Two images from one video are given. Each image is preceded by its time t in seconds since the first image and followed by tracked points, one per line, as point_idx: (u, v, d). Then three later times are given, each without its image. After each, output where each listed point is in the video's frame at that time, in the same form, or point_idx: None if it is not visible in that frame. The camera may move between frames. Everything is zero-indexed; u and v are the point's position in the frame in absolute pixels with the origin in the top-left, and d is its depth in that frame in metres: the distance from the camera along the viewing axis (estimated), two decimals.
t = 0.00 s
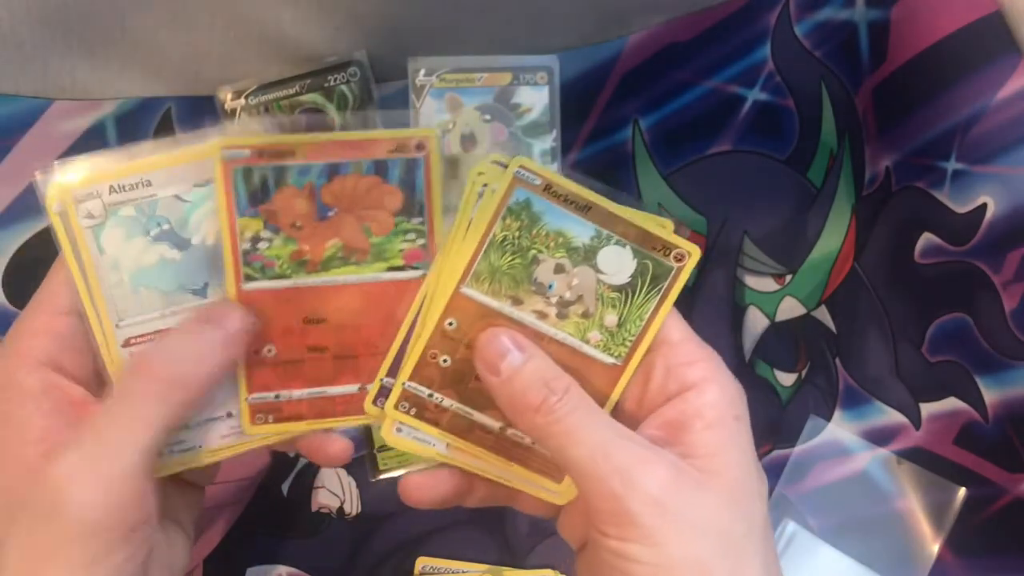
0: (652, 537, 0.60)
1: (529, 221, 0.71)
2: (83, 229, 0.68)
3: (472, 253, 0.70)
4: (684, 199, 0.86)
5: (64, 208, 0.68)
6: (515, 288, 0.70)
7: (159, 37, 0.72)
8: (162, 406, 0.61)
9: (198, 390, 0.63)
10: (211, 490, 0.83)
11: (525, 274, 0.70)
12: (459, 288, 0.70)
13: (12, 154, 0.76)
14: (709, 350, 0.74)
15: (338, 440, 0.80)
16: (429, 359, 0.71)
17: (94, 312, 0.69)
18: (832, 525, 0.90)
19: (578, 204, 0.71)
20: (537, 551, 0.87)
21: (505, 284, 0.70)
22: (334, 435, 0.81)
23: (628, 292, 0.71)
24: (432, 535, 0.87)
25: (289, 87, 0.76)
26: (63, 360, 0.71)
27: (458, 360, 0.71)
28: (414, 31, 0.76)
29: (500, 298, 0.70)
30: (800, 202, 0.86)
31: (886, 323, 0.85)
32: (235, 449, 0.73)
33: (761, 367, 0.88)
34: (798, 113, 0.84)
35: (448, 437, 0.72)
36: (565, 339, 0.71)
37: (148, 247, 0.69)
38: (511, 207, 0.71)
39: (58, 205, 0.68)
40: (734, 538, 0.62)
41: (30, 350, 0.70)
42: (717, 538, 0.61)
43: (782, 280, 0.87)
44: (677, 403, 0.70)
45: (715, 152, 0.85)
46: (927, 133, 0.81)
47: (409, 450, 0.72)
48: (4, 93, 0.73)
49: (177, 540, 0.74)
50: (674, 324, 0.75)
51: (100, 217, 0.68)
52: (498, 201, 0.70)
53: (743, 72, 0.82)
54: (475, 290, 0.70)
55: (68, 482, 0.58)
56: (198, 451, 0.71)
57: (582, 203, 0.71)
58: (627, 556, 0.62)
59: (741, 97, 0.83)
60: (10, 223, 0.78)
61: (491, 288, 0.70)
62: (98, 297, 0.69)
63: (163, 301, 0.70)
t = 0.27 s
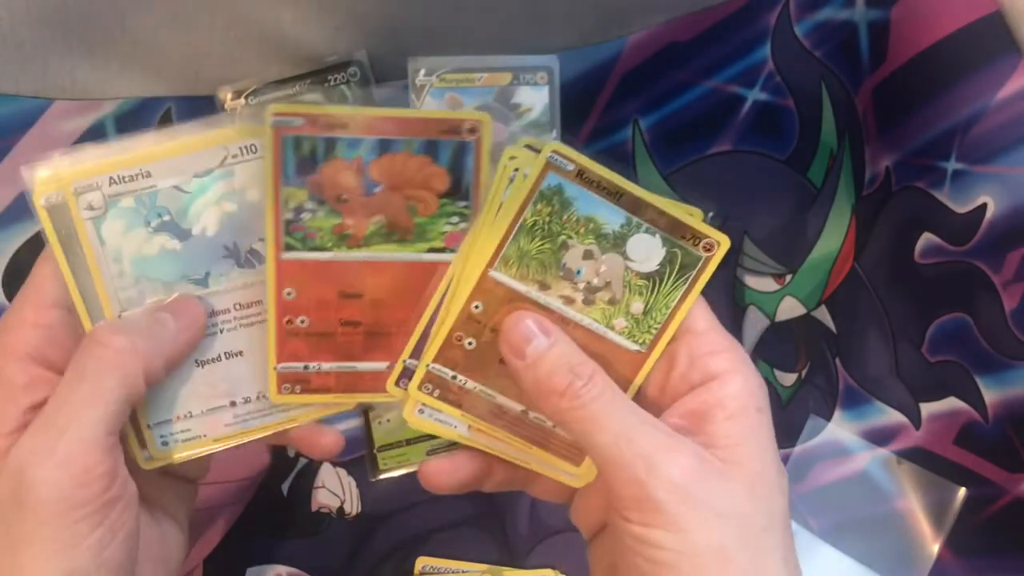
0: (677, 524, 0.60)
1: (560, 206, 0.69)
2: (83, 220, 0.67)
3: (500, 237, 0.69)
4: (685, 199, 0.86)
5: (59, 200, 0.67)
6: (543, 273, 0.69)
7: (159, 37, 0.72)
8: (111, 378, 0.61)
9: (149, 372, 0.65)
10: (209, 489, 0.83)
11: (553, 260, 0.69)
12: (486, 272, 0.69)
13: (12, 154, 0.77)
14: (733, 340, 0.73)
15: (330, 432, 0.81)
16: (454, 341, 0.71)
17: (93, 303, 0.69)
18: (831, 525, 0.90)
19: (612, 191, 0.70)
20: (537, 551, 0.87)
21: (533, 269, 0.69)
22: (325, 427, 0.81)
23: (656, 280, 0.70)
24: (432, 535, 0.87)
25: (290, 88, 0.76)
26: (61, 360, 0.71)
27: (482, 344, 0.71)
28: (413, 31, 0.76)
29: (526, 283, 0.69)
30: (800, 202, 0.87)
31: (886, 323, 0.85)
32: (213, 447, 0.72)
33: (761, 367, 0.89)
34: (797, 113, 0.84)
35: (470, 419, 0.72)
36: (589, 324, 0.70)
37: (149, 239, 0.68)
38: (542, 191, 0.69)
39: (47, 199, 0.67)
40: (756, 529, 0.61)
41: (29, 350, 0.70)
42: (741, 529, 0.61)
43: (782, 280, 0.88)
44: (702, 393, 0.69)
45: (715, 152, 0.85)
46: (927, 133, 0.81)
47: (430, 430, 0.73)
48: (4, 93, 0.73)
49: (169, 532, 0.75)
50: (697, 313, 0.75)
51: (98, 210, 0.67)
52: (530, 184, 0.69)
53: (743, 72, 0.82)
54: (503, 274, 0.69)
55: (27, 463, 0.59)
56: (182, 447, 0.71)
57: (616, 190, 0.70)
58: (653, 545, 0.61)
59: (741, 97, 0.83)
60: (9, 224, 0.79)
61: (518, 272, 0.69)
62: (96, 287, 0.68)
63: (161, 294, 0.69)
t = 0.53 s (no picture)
0: (689, 524, 0.60)
1: (567, 203, 0.68)
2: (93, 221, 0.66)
3: (505, 235, 0.68)
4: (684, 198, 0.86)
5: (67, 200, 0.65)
6: (548, 271, 0.68)
7: (159, 36, 0.73)
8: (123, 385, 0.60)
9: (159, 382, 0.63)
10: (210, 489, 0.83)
11: (559, 257, 0.68)
12: (491, 269, 0.68)
13: (11, 156, 0.75)
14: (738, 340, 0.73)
15: (324, 438, 0.79)
16: (456, 339, 0.69)
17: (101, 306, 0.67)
18: (831, 525, 0.90)
19: (620, 189, 0.68)
20: (537, 551, 0.87)
21: (538, 267, 0.68)
22: (319, 434, 0.80)
23: (663, 278, 0.69)
24: (432, 535, 0.87)
25: (289, 87, 0.75)
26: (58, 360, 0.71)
27: (487, 344, 0.69)
28: (413, 31, 0.77)
29: (532, 280, 0.68)
30: (800, 202, 0.86)
31: (886, 323, 0.85)
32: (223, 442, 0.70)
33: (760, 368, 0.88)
34: (798, 113, 0.84)
35: (475, 419, 0.71)
36: (594, 322, 0.68)
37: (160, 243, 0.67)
38: (549, 188, 0.68)
39: (43, 202, 0.65)
40: (765, 526, 0.62)
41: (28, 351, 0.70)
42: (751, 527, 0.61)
43: (782, 280, 0.88)
44: (710, 392, 0.69)
45: (715, 152, 0.85)
46: (927, 133, 0.81)
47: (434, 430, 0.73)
48: (4, 93, 0.73)
49: (165, 533, 0.75)
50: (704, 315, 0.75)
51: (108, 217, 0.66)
52: (537, 179, 0.68)
53: (743, 72, 0.82)
54: (508, 272, 0.68)
55: (33, 464, 0.58)
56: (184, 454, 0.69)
57: (624, 188, 0.68)
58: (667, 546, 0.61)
59: (741, 96, 0.83)
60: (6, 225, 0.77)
61: (523, 270, 0.68)
62: (96, 295, 0.67)
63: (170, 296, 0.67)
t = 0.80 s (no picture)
0: (652, 540, 0.60)
1: (512, 236, 0.67)
2: (168, 221, 0.67)
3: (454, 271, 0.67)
4: (685, 198, 0.86)
5: (79, 225, 0.65)
6: (502, 301, 0.67)
7: (159, 37, 0.73)
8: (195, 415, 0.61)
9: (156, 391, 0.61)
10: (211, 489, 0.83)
11: (512, 287, 0.67)
12: (445, 304, 0.67)
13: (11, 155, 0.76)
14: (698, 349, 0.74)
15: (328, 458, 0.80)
16: (418, 370, 0.70)
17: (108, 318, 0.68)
18: (832, 525, 0.90)
19: (567, 217, 0.67)
20: (537, 551, 0.87)
21: (492, 299, 0.67)
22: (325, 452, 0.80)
23: (618, 297, 0.69)
24: (432, 535, 0.87)
25: (289, 88, 0.75)
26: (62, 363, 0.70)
27: (447, 371, 0.69)
28: (413, 31, 0.77)
29: (486, 311, 0.67)
30: (800, 202, 0.86)
31: (886, 323, 0.85)
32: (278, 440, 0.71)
33: (761, 367, 0.88)
34: (798, 113, 0.84)
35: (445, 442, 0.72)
36: (555, 345, 0.68)
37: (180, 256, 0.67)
38: (493, 224, 0.66)
39: (59, 213, 0.65)
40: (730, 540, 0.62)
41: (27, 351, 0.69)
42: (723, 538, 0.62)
43: (782, 280, 0.87)
44: (672, 403, 0.69)
45: (715, 152, 0.85)
46: (927, 133, 0.81)
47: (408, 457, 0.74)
48: (4, 93, 0.73)
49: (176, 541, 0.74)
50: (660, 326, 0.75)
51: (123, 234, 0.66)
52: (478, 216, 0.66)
53: (743, 72, 0.82)
54: (460, 304, 0.67)
55: (85, 472, 0.59)
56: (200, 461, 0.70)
57: (570, 216, 0.67)
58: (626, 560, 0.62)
59: (741, 97, 0.83)
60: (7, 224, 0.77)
61: (477, 302, 0.67)
62: (106, 309, 0.67)
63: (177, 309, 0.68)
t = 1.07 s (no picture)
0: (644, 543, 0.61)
1: (506, 238, 0.68)
2: (230, 204, 0.68)
3: (449, 268, 0.69)
4: (685, 198, 0.86)
5: (65, 249, 0.67)
6: (497, 300, 0.69)
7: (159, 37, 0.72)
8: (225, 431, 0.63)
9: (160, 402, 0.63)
10: (211, 489, 0.83)
11: (505, 287, 0.69)
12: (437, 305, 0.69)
13: (11, 155, 0.75)
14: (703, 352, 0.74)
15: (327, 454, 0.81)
16: (413, 370, 0.72)
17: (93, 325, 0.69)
18: (832, 525, 0.90)
19: (561, 218, 0.67)
20: (537, 551, 0.87)
21: (486, 297, 0.69)
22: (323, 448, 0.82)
23: (613, 297, 0.70)
24: (432, 535, 0.87)
25: (289, 88, 0.75)
26: (68, 367, 0.70)
27: (441, 372, 0.72)
28: (413, 31, 0.77)
29: (480, 310, 0.69)
30: (800, 202, 0.86)
31: (886, 323, 0.85)
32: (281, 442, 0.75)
33: (761, 367, 0.88)
34: (798, 113, 0.84)
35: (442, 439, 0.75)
36: (549, 344, 0.71)
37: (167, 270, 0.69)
38: (486, 226, 0.67)
39: (46, 225, 0.66)
40: (731, 541, 0.63)
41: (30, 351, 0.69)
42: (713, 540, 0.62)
43: (782, 280, 0.88)
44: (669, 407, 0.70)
45: (715, 152, 0.85)
46: (927, 133, 0.81)
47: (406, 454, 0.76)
48: (4, 93, 0.73)
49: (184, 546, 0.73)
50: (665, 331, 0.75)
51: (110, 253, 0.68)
52: (472, 220, 0.67)
53: (743, 72, 0.82)
54: (455, 305, 0.69)
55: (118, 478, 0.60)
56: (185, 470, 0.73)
57: (563, 217, 0.67)
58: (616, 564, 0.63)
59: (741, 97, 0.83)
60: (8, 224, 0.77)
61: (471, 301, 0.69)
62: (102, 313, 0.69)
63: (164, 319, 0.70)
